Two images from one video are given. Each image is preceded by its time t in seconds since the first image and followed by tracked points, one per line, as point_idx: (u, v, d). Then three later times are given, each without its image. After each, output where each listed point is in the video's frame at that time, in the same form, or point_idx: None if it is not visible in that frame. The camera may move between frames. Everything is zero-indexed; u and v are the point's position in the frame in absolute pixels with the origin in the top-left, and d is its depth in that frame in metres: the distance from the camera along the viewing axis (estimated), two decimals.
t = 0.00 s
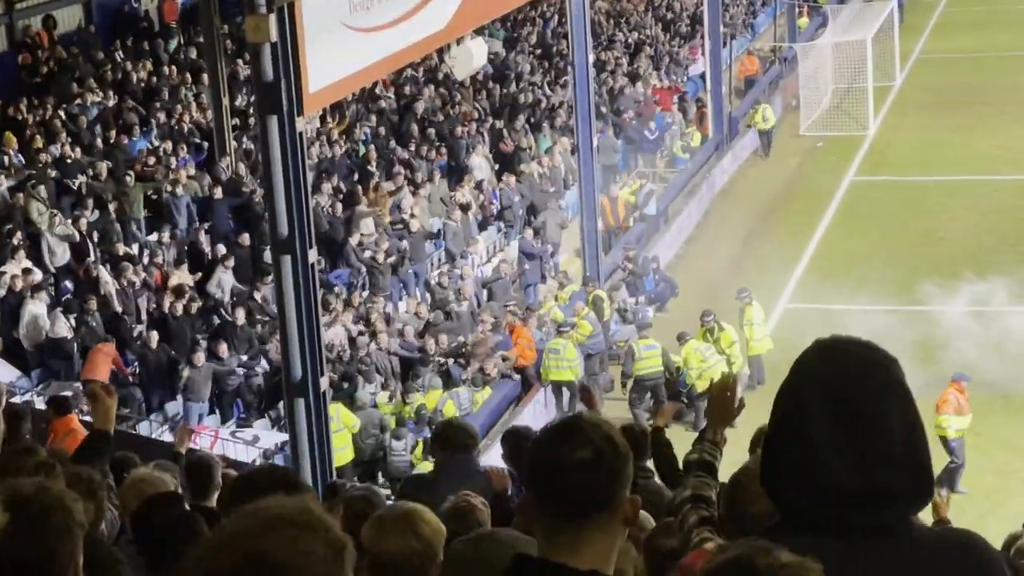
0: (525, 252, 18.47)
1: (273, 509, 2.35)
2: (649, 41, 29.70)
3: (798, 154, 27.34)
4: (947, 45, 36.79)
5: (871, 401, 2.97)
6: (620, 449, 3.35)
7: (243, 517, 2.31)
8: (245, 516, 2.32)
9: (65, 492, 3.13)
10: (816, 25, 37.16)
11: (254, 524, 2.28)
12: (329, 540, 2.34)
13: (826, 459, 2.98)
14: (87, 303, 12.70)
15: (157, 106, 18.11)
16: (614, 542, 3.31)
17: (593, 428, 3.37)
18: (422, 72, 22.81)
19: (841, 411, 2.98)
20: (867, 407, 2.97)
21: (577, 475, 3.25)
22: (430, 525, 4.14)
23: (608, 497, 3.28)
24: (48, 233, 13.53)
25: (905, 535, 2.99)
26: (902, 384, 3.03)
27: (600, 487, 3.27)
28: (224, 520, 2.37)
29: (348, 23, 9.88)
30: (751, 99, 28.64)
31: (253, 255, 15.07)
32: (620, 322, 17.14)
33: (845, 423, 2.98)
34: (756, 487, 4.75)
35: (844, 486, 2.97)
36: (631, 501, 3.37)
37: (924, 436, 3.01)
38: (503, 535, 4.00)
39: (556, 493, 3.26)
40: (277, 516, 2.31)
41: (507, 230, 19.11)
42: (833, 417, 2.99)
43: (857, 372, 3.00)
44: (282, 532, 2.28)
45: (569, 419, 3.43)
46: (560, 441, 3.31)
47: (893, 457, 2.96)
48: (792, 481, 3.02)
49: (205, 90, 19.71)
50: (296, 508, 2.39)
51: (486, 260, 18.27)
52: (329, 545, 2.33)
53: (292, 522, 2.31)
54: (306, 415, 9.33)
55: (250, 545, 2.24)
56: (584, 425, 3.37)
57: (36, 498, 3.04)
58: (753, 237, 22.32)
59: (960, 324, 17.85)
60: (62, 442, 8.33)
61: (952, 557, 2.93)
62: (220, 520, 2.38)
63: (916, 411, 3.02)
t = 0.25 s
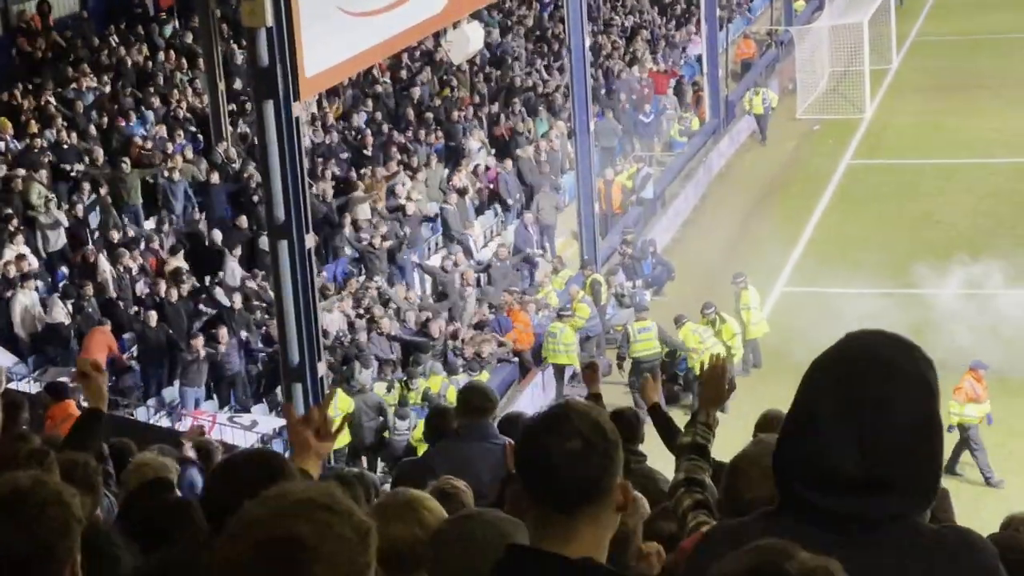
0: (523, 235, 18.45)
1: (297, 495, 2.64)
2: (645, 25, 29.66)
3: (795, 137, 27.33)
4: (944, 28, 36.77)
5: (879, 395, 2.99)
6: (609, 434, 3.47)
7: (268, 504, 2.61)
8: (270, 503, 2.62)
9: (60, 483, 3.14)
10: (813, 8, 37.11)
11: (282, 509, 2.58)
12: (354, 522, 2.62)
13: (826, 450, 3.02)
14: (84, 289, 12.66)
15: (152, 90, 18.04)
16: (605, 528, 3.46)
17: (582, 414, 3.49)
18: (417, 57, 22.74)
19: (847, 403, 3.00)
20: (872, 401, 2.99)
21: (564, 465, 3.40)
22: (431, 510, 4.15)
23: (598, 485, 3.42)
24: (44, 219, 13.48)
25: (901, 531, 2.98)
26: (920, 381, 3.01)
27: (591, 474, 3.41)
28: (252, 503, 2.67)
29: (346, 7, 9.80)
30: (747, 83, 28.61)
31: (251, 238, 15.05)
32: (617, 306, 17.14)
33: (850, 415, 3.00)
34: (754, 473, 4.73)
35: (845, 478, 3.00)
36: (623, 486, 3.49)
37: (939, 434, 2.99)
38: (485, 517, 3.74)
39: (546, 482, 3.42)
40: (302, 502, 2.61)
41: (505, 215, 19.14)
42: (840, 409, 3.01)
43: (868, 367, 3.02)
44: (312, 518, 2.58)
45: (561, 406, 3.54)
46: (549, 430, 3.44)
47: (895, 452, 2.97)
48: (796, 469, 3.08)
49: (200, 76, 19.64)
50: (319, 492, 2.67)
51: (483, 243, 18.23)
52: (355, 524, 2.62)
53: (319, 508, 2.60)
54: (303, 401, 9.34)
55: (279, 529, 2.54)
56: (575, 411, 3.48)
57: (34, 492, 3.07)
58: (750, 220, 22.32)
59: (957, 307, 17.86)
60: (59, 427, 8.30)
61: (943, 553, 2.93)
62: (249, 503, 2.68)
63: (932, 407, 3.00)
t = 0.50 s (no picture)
0: (519, 225, 18.46)
1: (309, 489, 2.66)
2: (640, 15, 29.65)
3: (791, 127, 27.34)
4: (940, 17, 36.78)
5: (872, 391, 2.98)
6: (601, 424, 3.34)
7: (280, 499, 2.62)
8: (283, 497, 2.63)
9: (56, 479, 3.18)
10: None
11: (295, 505, 2.60)
12: (366, 517, 2.64)
13: (822, 446, 3.01)
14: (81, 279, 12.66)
15: (148, 81, 18.04)
16: (600, 521, 3.35)
17: (571, 404, 3.37)
18: (412, 47, 22.73)
19: (840, 399, 3.00)
20: (866, 397, 2.98)
21: (557, 459, 3.29)
22: (427, 503, 4.12)
23: (591, 478, 3.31)
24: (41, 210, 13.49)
25: (894, 527, 3.03)
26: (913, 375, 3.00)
27: (583, 469, 3.30)
28: (262, 499, 2.67)
29: None
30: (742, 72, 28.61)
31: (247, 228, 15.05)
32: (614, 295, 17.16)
33: (845, 410, 2.99)
34: (751, 463, 4.80)
35: (840, 473, 3.01)
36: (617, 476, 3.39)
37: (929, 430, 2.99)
38: (486, 501, 3.63)
39: (538, 478, 3.31)
40: (314, 497, 2.62)
41: (500, 206, 19.16)
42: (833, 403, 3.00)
43: (860, 363, 3.01)
44: (325, 513, 2.59)
45: (552, 397, 3.43)
46: (540, 424, 3.32)
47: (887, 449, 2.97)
48: (789, 463, 3.07)
49: (196, 66, 19.63)
50: (330, 487, 2.69)
51: (479, 234, 18.25)
52: (366, 519, 2.64)
53: (330, 503, 2.62)
54: (301, 391, 9.36)
55: (292, 523, 2.56)
56: (565, 403, 3.37)
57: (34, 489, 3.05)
58: (746, 210, 22.33)
59: (954, 297, 17.91)
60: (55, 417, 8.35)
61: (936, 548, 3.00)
62: (258, 498, 2.69)
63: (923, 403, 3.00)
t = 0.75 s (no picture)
0: (518, 220, 18.48)
1: (335, 489, 2.70)
2: (638, 9, 29.66)
3: (790, 121, 27.34)
4: (939, 11, 36.76)
5: (869, 393, 2.92)
6: (605, 416, 3.34)
7: (309, 499, 2.67)
8: (308, 499, 2.67)
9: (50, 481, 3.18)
10: None
11: (324, 504, 2.65)
12: (394, 517, 2.70)
13: (823, 452, 2.93)
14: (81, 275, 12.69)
15: (147, 78, 18.06)
16: (607, 517, 3.33)
17: (575, 400, 3.37)
18: (411, 42, 22.75)
19: (841, 401, 2.93)
20: (864, 399, 2.92)
21: (562, 455, 3.27)
22: (428, 499, 4.13)
23: (597, 473, 3.30)
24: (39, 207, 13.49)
25: (896, 534, 2.97)
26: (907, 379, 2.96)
27: (589, 464, 3.29)
28: (289, 498, 2.71)
29: None
30: (741, 67, 28.60)
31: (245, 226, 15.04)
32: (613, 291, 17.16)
33: (845, 413, 2.92)
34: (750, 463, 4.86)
35: (842, 480, 2.93)
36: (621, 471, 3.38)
37: (926, 433, 2.93)
38: (486, 494, 3.79)
39: (541, 475, 3.30)
40: (343, 496, 2.67)
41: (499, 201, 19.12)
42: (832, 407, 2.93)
43: (856, 365, 2.95)
44: (355, 513, 2.64)
45: (554, 392, 3.42)
46: (543, 419, 3.32)
47: (887, 453, 2.90)
48: (789, 471, 2.97)
49: (194, 62, 19.64)
50: (356, 487, 2.74)
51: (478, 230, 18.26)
52: (394, 520, 2.69)
53: (361, 502, 2.67)
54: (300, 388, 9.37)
55: (325, 524, 2.61)
56: (568, 399, 3.37)
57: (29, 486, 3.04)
58: (745, 205, 22.34)
59: (953, 291, 17.92)
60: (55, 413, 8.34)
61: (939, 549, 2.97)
62: (285, 497, 2.73)
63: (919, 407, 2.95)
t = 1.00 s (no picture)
0: (517, 220, 18.50)
1: (339, 483, 2.65)
2: (637, 9, 29.68)
3: (789, 121, 27.36)
4: (937, 11, 36.78)
5: (869, 389, 2.94)
6: (618, 407, 3.37)
7: (313, 493, 2.64)
8: (312, 494, 2.63)
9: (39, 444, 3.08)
10: None
11: (327, 498, 2.60)
12: (400, 509, 2.64)
13: (830, 449, 2.94)
14: (81, 275, 12.70)
15: (146, 78, 18.08)
16: (617, 507, 3.34)
17: (587, 388, 3.37)
18: (409, 42, 22.78)
19: (843, 396, 2.94)
20: (866, 394, 2.93)
21: (573, 443, 3.28)
22: (434, 490, 4.02)
23: (609, 460, 3.31)
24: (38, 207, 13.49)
25: (904, 532, 2.96)
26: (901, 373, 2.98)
27: (600, 452, 3.30)
28: (295, 493, 2.69)
29: None
30: (740, 66, 28.61)
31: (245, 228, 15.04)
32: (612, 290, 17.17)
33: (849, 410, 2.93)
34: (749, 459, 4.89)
35: (850, 475, 2.94)
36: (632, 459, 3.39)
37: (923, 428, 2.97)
38: (494, 488, 3.78)
39: (553, 463, 3.30)
40: (346, 489, 2.62)
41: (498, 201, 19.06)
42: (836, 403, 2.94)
43: (853, 361, 2.96)
44: (358, 506, 2.58)
45: (564, 381, 3.41)
46: (555, 407, 3.32)
47: (892, 449, 2.93)
48: (797, 470, 2.98)
49: (193, 62, 19.66)
50: (362, 480, 2.69)
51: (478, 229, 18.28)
52: (400, 512, 2.63)
53: (363, 495, 2.61)
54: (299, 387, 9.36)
55: (330, 517, 2.56)
56: (581, 387, 3.37)
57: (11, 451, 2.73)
58: (745, 205, 22.34)
59: (953, 291, 17.91)
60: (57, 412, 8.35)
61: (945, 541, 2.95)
62: (292, 493, 2.71)
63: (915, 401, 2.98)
